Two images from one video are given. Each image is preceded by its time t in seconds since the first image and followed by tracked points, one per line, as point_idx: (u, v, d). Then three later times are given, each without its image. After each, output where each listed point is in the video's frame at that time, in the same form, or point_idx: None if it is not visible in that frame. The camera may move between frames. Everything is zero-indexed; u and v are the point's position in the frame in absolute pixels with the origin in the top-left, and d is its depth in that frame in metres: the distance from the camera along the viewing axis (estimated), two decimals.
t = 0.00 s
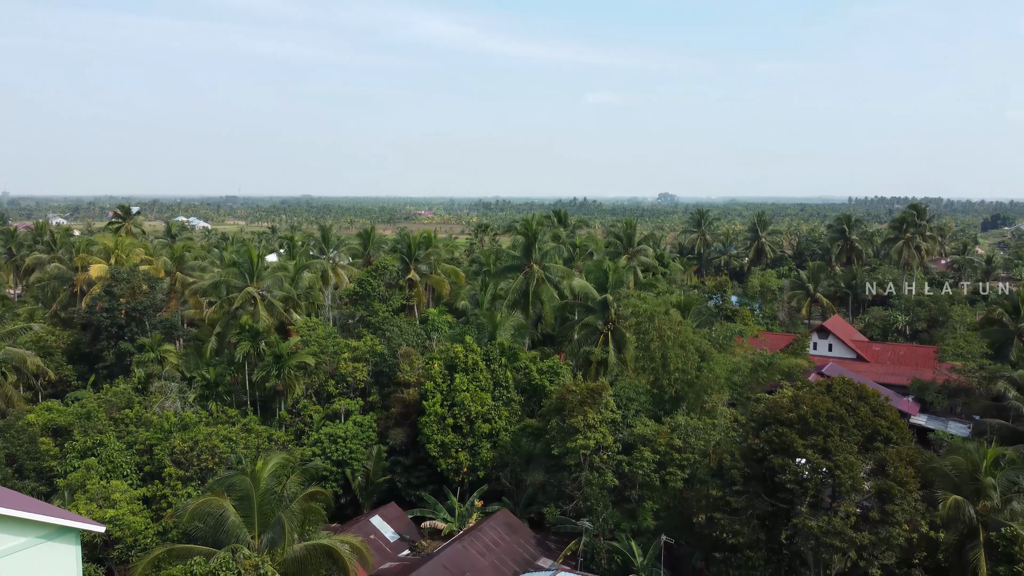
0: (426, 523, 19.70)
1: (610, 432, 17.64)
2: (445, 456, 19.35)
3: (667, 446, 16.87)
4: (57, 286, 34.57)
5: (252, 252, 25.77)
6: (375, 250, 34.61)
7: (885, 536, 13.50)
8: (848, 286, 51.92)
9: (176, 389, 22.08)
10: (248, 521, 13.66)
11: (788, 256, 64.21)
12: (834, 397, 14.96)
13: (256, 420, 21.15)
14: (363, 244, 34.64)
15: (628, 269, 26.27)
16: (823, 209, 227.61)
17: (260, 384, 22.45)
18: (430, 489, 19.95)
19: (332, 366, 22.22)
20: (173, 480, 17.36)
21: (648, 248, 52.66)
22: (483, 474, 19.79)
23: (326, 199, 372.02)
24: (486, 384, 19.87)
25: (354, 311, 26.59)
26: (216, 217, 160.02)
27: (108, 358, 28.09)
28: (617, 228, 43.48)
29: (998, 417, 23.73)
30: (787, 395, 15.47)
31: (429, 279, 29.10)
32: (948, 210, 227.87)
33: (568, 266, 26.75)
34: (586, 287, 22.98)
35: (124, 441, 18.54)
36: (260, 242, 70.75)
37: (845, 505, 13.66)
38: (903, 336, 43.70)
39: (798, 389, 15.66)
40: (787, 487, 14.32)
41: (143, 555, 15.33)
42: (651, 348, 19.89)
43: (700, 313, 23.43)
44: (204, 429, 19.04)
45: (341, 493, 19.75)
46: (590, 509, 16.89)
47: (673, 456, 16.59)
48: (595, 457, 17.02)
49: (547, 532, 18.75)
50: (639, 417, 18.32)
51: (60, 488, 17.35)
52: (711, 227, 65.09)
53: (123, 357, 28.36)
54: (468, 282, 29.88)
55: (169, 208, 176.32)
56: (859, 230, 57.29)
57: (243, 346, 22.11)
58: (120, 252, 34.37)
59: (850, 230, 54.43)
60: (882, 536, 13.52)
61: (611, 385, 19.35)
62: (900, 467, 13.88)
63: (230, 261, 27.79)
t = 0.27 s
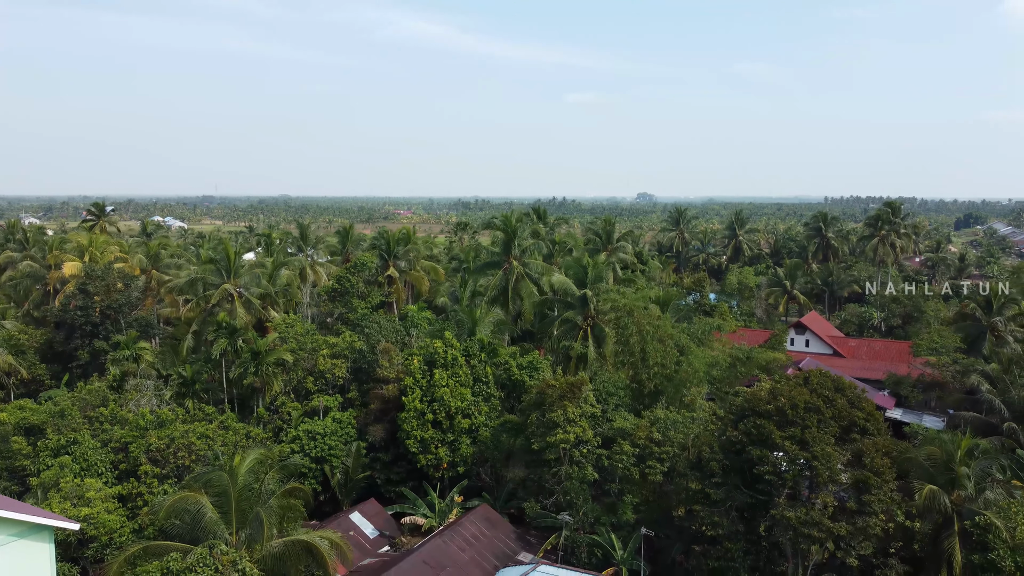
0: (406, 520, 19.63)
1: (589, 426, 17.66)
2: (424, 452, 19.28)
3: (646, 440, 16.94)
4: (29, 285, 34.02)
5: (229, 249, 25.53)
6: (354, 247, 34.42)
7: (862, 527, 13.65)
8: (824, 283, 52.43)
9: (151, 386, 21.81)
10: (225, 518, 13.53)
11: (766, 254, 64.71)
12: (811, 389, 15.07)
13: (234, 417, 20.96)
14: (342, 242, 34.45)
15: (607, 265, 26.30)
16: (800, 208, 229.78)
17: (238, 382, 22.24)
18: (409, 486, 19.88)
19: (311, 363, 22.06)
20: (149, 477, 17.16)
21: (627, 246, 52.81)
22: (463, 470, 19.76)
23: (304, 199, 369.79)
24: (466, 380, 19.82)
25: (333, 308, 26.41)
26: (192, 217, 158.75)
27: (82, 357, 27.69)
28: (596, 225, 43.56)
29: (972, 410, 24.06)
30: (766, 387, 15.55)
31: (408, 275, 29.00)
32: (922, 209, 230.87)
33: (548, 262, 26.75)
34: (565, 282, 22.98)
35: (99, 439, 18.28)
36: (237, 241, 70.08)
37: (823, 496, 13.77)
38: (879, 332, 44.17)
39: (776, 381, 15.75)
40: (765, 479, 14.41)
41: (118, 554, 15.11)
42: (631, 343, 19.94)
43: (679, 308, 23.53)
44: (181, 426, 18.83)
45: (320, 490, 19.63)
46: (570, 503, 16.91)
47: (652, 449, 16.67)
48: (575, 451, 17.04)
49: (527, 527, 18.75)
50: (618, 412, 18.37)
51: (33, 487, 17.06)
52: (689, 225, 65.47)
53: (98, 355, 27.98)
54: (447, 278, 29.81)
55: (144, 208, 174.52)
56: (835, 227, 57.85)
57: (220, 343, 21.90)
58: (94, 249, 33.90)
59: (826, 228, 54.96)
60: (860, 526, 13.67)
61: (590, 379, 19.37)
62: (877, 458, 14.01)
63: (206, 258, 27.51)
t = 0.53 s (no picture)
0: (385, 516, 19.56)
1: (569, 420, 17.69)
2: (404, 448, 19.21)
3: (626, 433, 17.01)
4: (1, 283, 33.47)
5: (205, 245, 25.27)
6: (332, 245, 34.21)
7: (839, 516, 13.80)
8: (801, 280, 52.86)
9: (126, 384, 21.54)
10: (203, 514, 13.39)
11: (743, 251, 65.18)
12: (789, 380, 15.18)
13: (210, 415, 20.75)
14: (320, 239, 34.27)
15: (586, 260, 26.35)
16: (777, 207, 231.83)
17: (215, 379, 22.03)
18: (389, 481, 19.81)
19: (289, 359, 21.90)
20: (125, 475, 16.94)
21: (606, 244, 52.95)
22: (443, 466, 19.72)
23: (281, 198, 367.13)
24: (445, 375, 19.77)
25: (311, 305, 26.24)
26: (167, 216, 156.98)
27: (56, 355, 27.29)
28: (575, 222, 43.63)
29: (946, 403, 24.39)
30: (744, 379, 15.65)
31: (387, 272, 28.89)
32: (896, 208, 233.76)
33: (527, 258, 26.75)
34: (544, 278, 22.99)
35: (73, 437, 18.01)
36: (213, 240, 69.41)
37: (800, 486, 13.89)
38: (854, 328, 44.64)
39: (754, 373, 15.85)
40: (744, 471, 14.51)
41: (92, 553, 14.90)
42: (610, 337, 20.00)
43: (658, 304, 23.62)
44: (157, 424, 18.62)
45: (299, 487, 19.50)
46: (550, 497, 16.93)
47: (632, 443, 16.74)
48: (555, 445, 17.07)
49: (506, 521, 18.76)
50: (598, 406, 18.42)
51: (5, 486, 16.78)
52: (667, 224, 65.80)
53: (71, 353, 27.59)
54: (426, 275, 29.73)
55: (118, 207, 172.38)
56: (811, 225, 58.41)
57: (196, 340, 21.68)
58: (67, 247, 33.41)
59: (803, 225, 55.46)
60: (837, 516, 13.82)
61: (570, 374, 19.40)
62: (854, 449, 14.16)
63: (182, 255, 27.21)
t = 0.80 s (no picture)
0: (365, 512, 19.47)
1: (548, 414, 17.71)
2: (383, 443, 19.11)
3: (605, 427, 17.05)
4: None
5: (181, 241, 25.01)
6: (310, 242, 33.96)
7: (817, 507, 13.91)
8: (778, 277, 53.28)
9: (101, 382, 21.26)
10: (179, 510, 13.27)
11: (721, 249, 65.58)
12: (767, 373, 15.28)
13: (187, 412, 20.53)
14: (298, 236, 34.03)
15: (565, 256, 26.37)
16: (754, 206, 233.54)
17: (191, 376, 21.80)
18: (368, 478, 19.72)
19: (266, 356, 21.72)
20: (100, 473, 16.72)
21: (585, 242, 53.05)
22: (423, 462, 19.66)
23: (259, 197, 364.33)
24: (425, 371, 19.70)
25: (289, 301, 26.04)
26: (143, 216, 155.20)
27: (28, 354, 26.86)
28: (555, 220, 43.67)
29: (920, 396, 24.69)
30: (722, 372, 15.73)
31: (366, 268, 28.76)
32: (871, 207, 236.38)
33: (506, 254, 26.72)
34: (524, 274, 22.97)
35: (46, 434, 17.74)
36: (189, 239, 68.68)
37: (778, 477, 13.99)
38: (831, 324, 45.07)
39: (732, 366, 15.95)
40: (722, 462, 14.59)
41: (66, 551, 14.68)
42: (589, 332, 20.04)
43: (636, 300, 23.69)
44: (132, 421, 18.38)
45: (277, 484, 19.35)
46: (530, 491, 16.93)
47: (612, 436, 16.79)
48: (535, 439, 17.07)
49: (487, 516, 18.74)
50: (577, 400, 18.45)
51: None
52: (646, 222, 66.04)
53: (45, 352, 27.18)
54: (406, 272, 29.63)
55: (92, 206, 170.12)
56: (788, 223, 58.88)
57: (172, 336, 21.44)
58: (39, 244, 32.91)
59: (780, 223, 55.89)
60: (814, 507, 13.94)
61: (549, 368, 19.40)
62: (831, 439, 14.29)
63: (158, 251, 26.91)
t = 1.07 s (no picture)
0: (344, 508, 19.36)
1: (528, 408, 17.71)
2: (362, 439, 19.03)
3: (585, 420, 17.09)
4: None
5: (157, 237, 24.75)
6: (289, 238, 33.70)
7: (795, 497, 14.03)
8: (756, 275, 53.67)
9: (76, 379, 20.99)
10: (156, 506, 13.14)
11: (700, 247, 65.92)
12: (745, 365, 15.37)
13: (163, 409, 20.31)
14: (276, 234, 33.76)
15: (545, 252, 26.39)
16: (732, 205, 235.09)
17: (168, 373, 21.57)
18: (348, 474, 19.61)
19: (244, 352, 21.53)
20: (74, 470, 16.49)
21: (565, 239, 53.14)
22: (403, 457, 19.59)
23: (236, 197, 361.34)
24: (404, 366, 19.62)
25: (267, 298, 25.85)
26: (118, 215, 153.38)
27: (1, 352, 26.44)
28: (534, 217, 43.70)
29: (896, 389, 24.95)
30: (702, 365, 15.80)
31: (345, 265, 28.62)
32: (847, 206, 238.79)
33: (485, 250, 26.68)
34: (503, 269, 22.95)
35: (19, 432, 17.47)
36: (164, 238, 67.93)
37: (757, 468, 14.09)
38: (808, 321, 45.47)
39: (711, 358, 16.01)
40: (701, 454, 14.67)
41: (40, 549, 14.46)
42: (569, 326, 20.07)
43: (616, 295, 23.75)
44: (107, 418, 18.15)
45: (255, 481, 19.20)
46: (511, 485, 16.94)
47: (591, 430, 16.83)
48: (515, 433, 17.06)
49: (467, 511, 18.71)
50: (557, 394, 18.47)
51: None
52: (625, 220, 66.22)
53: (17, 350, 26.76)
54: (385, 268, 29.53)
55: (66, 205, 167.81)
56: (766, 221, 59.29)
57: (148, 333, 21.21)
58: (12, 241, 32.41)
59: (758, 220, 56.26)
60: (792, 497, 14.05)
61: (529, 363, 19.40)
62: (808, 430, 14.41)
63: (134, 247, 26.61)
